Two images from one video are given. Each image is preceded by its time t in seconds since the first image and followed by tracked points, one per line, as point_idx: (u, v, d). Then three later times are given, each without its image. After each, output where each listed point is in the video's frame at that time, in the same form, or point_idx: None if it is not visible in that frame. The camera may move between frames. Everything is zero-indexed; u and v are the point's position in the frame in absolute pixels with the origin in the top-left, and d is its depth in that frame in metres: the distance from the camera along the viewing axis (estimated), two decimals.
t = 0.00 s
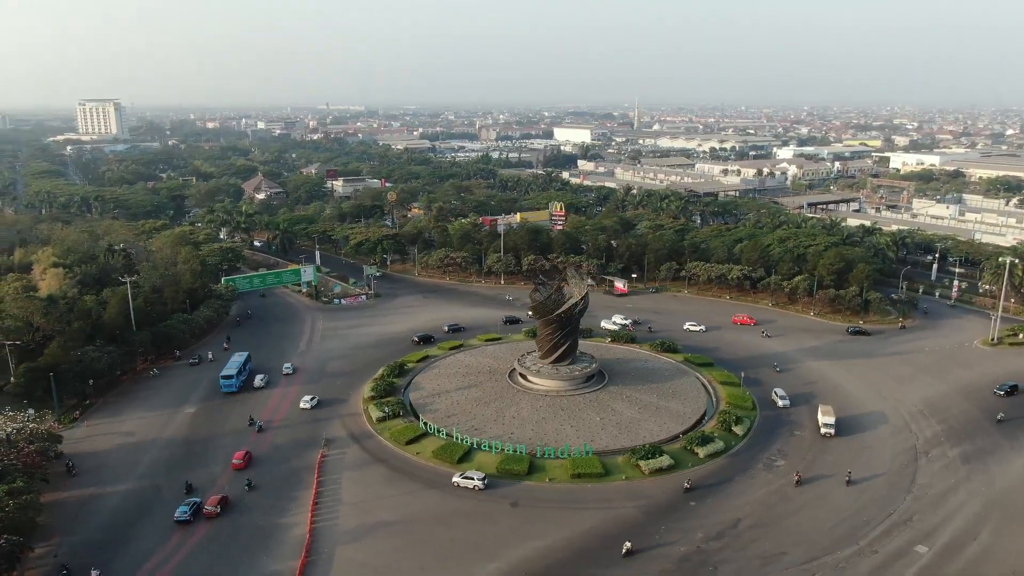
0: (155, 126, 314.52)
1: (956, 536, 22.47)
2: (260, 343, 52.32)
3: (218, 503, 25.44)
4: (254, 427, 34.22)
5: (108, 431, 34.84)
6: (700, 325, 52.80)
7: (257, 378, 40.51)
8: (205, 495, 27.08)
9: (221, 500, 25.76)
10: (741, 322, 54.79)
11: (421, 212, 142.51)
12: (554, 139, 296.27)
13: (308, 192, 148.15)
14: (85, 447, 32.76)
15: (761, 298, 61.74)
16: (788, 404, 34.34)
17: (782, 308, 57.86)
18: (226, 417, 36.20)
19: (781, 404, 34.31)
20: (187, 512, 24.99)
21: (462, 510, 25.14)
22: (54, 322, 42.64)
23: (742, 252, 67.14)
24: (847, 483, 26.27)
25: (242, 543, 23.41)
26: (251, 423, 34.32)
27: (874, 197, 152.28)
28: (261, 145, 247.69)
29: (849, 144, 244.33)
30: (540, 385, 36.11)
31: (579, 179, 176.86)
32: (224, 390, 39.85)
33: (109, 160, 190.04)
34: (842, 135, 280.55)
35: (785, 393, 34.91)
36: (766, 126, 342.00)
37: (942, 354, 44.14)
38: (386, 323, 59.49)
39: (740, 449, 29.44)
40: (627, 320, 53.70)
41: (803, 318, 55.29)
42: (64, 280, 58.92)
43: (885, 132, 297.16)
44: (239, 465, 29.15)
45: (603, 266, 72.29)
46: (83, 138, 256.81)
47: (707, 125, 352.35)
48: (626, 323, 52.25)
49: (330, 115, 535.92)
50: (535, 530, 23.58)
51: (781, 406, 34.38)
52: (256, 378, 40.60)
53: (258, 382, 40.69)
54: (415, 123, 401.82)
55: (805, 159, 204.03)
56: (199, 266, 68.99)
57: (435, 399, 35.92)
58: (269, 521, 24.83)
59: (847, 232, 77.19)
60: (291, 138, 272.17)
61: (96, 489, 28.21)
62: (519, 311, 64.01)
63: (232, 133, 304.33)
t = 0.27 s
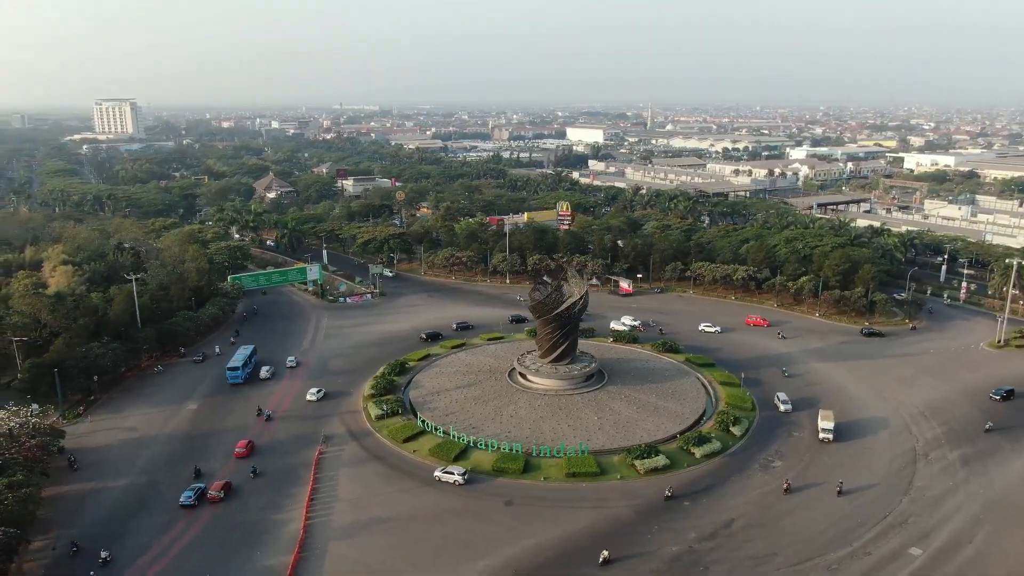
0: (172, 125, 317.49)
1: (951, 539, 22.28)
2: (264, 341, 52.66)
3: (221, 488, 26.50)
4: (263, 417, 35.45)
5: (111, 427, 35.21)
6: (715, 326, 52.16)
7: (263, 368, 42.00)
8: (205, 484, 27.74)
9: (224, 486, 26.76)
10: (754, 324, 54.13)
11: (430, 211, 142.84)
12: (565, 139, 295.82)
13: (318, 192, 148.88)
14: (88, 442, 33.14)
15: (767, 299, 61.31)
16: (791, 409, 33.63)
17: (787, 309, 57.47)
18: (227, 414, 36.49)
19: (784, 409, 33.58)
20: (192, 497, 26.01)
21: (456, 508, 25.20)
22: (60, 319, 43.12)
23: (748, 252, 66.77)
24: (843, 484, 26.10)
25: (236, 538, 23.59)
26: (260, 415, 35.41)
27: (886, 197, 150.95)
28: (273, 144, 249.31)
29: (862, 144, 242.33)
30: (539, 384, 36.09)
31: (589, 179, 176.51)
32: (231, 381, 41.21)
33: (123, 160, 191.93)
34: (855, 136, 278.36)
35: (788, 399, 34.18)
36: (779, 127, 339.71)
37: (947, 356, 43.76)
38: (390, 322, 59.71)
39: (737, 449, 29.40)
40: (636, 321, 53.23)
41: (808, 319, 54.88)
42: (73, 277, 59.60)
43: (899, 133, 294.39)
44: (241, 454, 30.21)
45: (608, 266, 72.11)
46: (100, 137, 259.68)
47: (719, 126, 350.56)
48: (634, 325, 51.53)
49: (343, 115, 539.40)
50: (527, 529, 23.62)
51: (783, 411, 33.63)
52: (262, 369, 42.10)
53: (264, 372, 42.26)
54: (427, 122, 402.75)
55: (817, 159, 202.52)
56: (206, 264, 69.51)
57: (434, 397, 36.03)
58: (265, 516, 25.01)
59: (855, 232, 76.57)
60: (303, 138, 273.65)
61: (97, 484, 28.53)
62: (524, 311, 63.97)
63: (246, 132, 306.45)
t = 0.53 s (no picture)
0: (187, 125, 319.91)
1: (945, 542, 22.12)
2: (268, 339, 52.99)
3: (225, 474, 27.54)
4: (272, 407, 36.72)
5: (114, 422, 35.60)
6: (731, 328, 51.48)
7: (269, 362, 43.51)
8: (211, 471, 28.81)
9: (228, 472, 27.83)
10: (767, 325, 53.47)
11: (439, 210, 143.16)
12: (577, 139, 295.41)
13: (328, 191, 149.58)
14: (91, 437, 33.53)
15: (772, 299, 60.91)
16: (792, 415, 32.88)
17: (792, 310, 57.06)
18: (228, 410, 36.82)
19: (785, 414, 32.86)
20: (197, 482, 27.08)
21: (450, 505, 25.28)
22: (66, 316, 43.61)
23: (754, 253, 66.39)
24: (840, 486, 25.95)
25: (231, 533, 23.80)
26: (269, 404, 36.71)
27: (898, 198, 149.54)
28: (286, 143, 250.56)
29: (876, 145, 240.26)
30: (538, 382, 36.13)
31: (599, 178, 176.20)
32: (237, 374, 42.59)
33: (137, 159, 193.82)
34: (869, 136, 276.07)
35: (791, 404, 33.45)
36: (792, 127, 337.67)
37: (952, 358, 43.33)
38: (394, 321, 59.91)
39: (734, 450, 29.32)
40: (645, 322, 52.95)
41: (813, 320, 54.47)
42: (81, 274, 60.26)
43: (915, 133, 291.45)
44: (245, 442, 31.34)
45: (614, 266, 71.93)
46: (116, 136, 262.14)
47: (731, 126, 348.70)
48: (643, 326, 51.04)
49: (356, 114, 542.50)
50: (520, 527, 23.66)
51: (784, 416, 32.90)
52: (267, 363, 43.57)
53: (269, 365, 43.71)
54: (439, 122, 403.54)
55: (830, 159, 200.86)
56: (213, 262, 70.01)
57: (433, 396, 36.14)
58: (260, 512, 25.21)
59: (863, 233, 75.90)
60: (316, 137, 275.16)
61: (97, 478, 28.87)
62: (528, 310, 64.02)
63: (260, 132, 308.30)
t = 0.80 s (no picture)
0: (201, 124, 322.23)
1: (940, 545, 21.96)
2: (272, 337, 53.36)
3: (230, 460, 28.54)
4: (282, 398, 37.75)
5: (117, 418, 35.96)
6: (746, 330, 50.90)
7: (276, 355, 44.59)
8: (216, 458, 29.73)
9: (232, 459, 28.81)
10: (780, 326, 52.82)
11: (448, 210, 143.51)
12: (589, 139, 294.78)
13: (338, 190, 150.32)
14: (94, 432, 33.92)
15: (777, 301, 60.52)
16: (792, 419, 32.17)
17: (797, 310, 56.59)
18: (230, 407, 37.14)
19: (786, 419, 32.14)
20: (203, 470, 27.90)
21: (445, 503, 25.39)
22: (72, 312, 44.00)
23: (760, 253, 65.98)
24: (837, 487, 25.81)
25: (227, 528, 24.00)
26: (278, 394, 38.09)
27: (911, 199, 148.15)
28: (299, 142, 252.08)
29: (891, 145, 238.32)
30: (538, 381, 36.20)
31: (610, 178, 175.79)
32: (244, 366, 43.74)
33: (152, 158, 195.70)
34: (884, 137, 273.89)
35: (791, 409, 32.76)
36: (806, 128, 335.30)
37: (956, 360, 42.92)
38: (398, 320, 60.08)
39: (731, 450, 29.22)
40: (653, 323, 52.61)
41: (818, 321, 53.97)
42: (90, 271, 60.93)
43: (931, 134, 288.70)
44: (248, 432, 32.38)
45: (619, 266, 71.76)
46: (132, 135, 264.56)
47: (744, 126, 347.14)
48: (649, 328, 50.50)
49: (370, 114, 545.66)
50: (514, 525, 23.73)
51: (784, 421, 32.20)
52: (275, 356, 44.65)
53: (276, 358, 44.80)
54: (451, 122, 404.26)
55: (843, 159, 199.52)
56: (221, 261, 70.53)
57: (433, 394, 36.24)
58: (257, 507, 25.37)
59: (872, 233, 75.25)
60: (329, 137, 276.53)
61: (98, 473, 29.15)
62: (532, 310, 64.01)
63: (273, 131, 310.01)
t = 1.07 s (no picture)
0: (217, 124, 324.81)
1: (935, 548, 21.80)
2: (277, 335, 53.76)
3: (236, 448, 29.79)
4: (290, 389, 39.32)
5: (120, 413, 36.37)
6: (763, 331, 50.33)
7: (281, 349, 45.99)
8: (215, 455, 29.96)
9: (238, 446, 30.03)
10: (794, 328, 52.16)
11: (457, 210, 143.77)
12: (602, 139, 294.23)
13: (349, 189, 151.01)
14: (97, 427, 34.31)
15: (783, 301, 60.11)
16: (793, 424, 31.58)
17: (803, 312, 56.09)
18: (232, 404, 37.48)
19: (786, 423, 31.57)
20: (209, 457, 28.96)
21: (439, 501, 25.48)
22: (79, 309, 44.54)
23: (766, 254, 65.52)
24: (833, 488, 25.67)
25: (222, 523, 24.22)
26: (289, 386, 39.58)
27: (925, 199, 146.70)
28: (312, 142, 253.47)
29: (906, 145, 235.89)
30: (537, 381, 36.23)
31: (620, 178, 175.38)
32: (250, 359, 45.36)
33: (166, 157, 197.48)
34: (898, 137, 271.45)
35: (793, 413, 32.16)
36: (821, 128, 332.78)
37: (961, 362, 42.52)
38: (402, 318, 60.32)
39: (727, 451, 29.14)
40: (662, 325, 52.34)
41: (823, 322, 53.49)
42: (99, 268, 61.60)
43: (947, 134, 285.60)
44: (255, 422, 33.53)
45: (625, 266, 71.56)
46: (149, 135, 267.07)
47: (757, 126, 345.22)
48: (659, 331, 49.64)
49: (383, 113, 547.43)
50: (507, 522, 23.79)
51: (784, 425, 31.64)
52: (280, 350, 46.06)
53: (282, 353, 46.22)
54: (462, 122, 404.87)
55: (856, 159, 197.84)
56: (229, 259, 71.09)
57: (432, 392, 36.38)
58: (253, 503, 25.58)
59: (880, 234, 74.54)
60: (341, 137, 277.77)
61: (99, 468, 29.48)
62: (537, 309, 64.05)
63: (287, 130, 311.99)
